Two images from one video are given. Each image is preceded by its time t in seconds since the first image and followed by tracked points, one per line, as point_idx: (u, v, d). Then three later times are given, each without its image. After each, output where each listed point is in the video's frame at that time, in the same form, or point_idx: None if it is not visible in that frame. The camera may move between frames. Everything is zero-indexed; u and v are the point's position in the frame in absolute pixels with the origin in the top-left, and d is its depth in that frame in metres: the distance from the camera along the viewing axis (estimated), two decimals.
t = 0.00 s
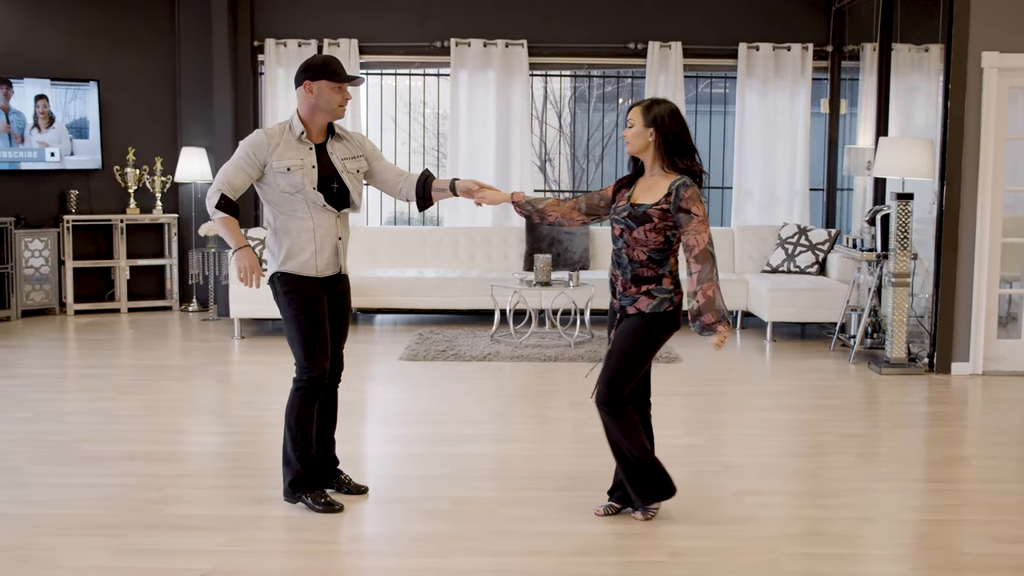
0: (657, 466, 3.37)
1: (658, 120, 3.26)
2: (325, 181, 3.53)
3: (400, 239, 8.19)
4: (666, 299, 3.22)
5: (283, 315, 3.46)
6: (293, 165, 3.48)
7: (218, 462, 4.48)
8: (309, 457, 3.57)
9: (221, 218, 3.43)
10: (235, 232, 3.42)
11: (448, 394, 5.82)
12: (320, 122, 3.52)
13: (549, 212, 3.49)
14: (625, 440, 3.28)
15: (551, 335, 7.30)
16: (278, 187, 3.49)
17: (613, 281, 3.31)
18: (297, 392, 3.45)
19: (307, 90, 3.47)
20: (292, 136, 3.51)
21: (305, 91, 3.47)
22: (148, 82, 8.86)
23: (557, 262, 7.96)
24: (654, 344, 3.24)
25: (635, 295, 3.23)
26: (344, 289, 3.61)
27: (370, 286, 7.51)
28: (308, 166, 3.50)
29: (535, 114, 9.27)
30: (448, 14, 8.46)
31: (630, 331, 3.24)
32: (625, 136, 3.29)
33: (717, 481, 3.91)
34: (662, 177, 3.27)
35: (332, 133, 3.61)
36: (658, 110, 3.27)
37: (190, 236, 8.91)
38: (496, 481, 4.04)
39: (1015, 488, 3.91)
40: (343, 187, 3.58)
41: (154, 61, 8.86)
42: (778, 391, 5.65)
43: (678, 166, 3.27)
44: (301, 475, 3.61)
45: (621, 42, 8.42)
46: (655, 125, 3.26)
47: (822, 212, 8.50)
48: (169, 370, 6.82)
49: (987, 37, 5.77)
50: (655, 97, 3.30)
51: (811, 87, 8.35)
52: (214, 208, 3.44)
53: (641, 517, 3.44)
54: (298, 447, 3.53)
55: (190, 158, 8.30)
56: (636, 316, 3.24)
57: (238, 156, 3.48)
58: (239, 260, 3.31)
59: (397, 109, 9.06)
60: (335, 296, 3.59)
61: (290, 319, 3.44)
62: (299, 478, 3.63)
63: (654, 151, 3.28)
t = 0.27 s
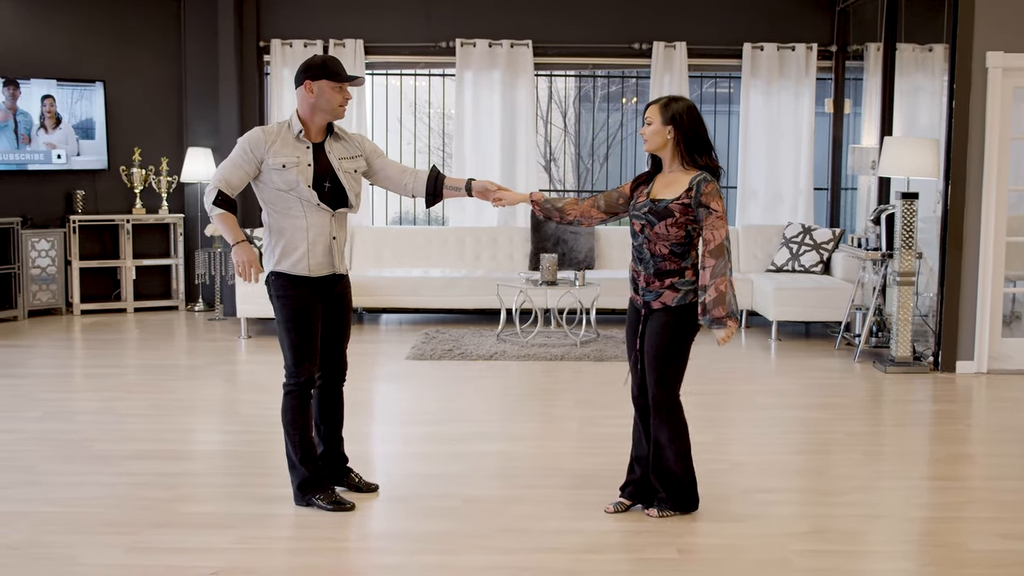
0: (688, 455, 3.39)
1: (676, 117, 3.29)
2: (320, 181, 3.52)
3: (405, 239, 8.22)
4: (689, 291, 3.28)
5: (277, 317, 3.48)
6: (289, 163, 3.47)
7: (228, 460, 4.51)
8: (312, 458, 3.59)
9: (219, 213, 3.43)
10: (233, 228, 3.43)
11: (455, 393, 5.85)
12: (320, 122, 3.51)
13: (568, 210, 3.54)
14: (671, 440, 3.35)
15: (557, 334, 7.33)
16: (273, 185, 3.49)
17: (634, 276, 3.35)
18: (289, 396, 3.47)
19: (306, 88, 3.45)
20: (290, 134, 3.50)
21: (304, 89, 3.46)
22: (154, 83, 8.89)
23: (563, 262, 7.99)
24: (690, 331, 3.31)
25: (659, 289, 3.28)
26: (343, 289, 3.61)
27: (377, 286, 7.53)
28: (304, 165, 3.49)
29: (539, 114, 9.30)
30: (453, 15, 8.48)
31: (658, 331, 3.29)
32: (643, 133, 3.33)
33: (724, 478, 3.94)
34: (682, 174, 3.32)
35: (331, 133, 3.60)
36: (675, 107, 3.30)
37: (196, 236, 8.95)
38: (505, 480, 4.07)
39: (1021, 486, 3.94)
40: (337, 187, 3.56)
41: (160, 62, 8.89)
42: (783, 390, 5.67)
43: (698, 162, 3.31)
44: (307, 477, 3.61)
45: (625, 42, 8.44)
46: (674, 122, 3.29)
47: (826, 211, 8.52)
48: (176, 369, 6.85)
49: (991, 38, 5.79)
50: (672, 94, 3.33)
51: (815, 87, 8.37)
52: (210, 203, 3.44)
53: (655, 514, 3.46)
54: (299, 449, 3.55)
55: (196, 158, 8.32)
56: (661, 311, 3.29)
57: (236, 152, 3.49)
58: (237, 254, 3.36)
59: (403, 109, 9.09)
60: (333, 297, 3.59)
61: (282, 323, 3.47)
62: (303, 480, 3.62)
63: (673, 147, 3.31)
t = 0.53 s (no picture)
0: (699, 452, 3.40)
1: (679, 118, 3.34)
2: (320, 183, 3.53)
3: (409, 239, 8.25)
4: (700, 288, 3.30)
5: (275, 321, 3.51)
6: (291, 165, 3.48)
7: (235, 460, 4.54)
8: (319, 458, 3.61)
9: (225, 212, 3.42)
10: (240, 226, 3.41)
11: (460, 393, 5.87)
12: (323, 124, 3.53)
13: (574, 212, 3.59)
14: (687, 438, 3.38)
15: (561, 334, 7.35)
16: (275, 186, 3.50)
17: (644, 277, 3.38)
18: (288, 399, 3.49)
19: (309, 90, 3.47)
20: (292, 136, 3.51)
21: (307, 91, 3.47)
22: (158, 84, 8.92)
23: (567, 262, 8.01)
24: (706, 329, 3.33)
25: (670, 289, 3.31)
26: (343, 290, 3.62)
27: (381, 286, 7.56)
28: (306, 166, 3.51)
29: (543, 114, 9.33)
30: (457, 16, 8.50)
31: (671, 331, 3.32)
32: (646, 134, 3.38)
33: (729, 477, 3.96)
34: (684, 173, 3.37)
35: (333, 135, 3.61)
36: (678, 108, 3.35)
37: (200, 236, 8.97)
38: (511, 478, 4.09)
39: None
40: (337, 190, 3.57)
41: (164, 63, 8.91)
42: (788, 389, 5.69)
43: (700, 162, 3.36)
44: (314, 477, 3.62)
45: (629, 42, 8.46)
46: (677, 123, 3.34)
47: (829, 211, 8.54)
48: (182, 369, 6.87)
49: (994, 37, 5.81)
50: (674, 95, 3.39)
51: (818, 87, 8.39)
52: (216, 202, 3.43)
53: (662, 512, 3.48)
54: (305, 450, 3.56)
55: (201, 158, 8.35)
56: (674, 310, 3.32)
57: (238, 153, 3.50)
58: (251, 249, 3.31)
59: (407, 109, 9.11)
60: (333, 299, 3.60)
61: (279, 326, 3.50)
62: (311, 481, 3.64)
63: (675, 148, 3.36)
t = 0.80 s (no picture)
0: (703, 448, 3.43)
1: (666, 123, 3.37)
2: (325, 183, 3.57)
3: (413, 238, 8.28)
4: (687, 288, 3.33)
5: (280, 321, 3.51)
6: (297, 166, 3.51)
7: (240, 458, 4.57)
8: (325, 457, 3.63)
9: (240, 215, 3.42)
10: (258, 227, 3.41)
11: (464, 391, 5.90)
12: (325, 126, 3.56)
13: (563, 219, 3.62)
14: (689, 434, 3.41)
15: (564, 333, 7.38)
16: (281, 188, 3.53)
17: (632, 279, 3.41)
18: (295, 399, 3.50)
19: (311, 91, 3.49)
20: (296, 138, 3.53)
21: (309, 94, 3.49)
22: (162, 85, 8.95)
23: (570, 262, 8.04)
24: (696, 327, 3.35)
25: (658, 288, 3.34)
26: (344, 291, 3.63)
27: (385, 286, 7.59)
28: (312, 167, 3.54)
29: (546, 115, 9.36)
30: (460, 16, 8.53)
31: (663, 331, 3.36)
32: (634, 139, 3.41)
33: (732, 475, 3.99)
34: (670, 178, 3.38)
35: (334, 137, 3.65)
36: (666, 113, 3.38)
37: (205, 236, 9.00)
38: (515, 476, 4.12)
39: None
40: (343, 190, 3.61)
41: (168, 63, 8.94)
42: (790, 387, 5.72)
43: (686, 167, 3.37)
44: (320, 476, 3.65)
45: (631, 42, 8.49)
46: (664, 128, 3.37)
47: (832, 210, 8.56)
48: (187, 368, 6.90)
49: (995, 37, 5.83)
50: (663, 102, 3.42)
51: (820, 86, 8.41)
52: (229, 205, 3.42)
53: (667, 509, 3.51)
54: (311, 450, 3.57)
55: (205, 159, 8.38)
56: (664, 309, 3.35)
57: (244, 156, 3.51)
58: (275, 247, 3.34)
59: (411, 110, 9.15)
60: (336, 299, 3.61)
61: (285, 326, 3.50)
62: (318, 480, 3.66)
63: (662, 153, 3.39)
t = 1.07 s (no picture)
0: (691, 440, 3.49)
1: (640, 124, 3.41)
2: (337, 181, 3.60)
3: (416, 238, 8.30)
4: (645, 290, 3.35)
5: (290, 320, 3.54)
6: (310, 166, 3.53)
7: (245, 457, 4.59)
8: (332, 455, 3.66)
9: (264, 218, 3.38)
10: (282, 230, 3.39)
11: (467, 390, 5.92)
12: (326, 125, 3.57)
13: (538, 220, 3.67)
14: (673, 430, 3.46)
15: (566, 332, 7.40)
16: (294, 188, 3.54)
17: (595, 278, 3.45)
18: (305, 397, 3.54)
19: (313, 90, 3.50)
20: (304, 138, 3.54)
21: (313, 93, 3.51)
22: (166, 84, 8.98)
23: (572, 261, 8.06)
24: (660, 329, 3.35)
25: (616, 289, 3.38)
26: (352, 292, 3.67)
27: (388, 285, 7.61)
28: (323, 167, 3.56)
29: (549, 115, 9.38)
30: (462, 16, 8.56)
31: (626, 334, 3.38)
32: (607, 138, 3.46)
33: (735, 473, 4.01)
34: (640, 178, 3.42)
35: (337, 136, 3.68)
36: (639, 114, 3.42)
37: (208, 236, 9.03)
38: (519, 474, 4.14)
39: None
40: (353, 187, 3.66)
41: (171, 63, 8.97)
42: (792, 386, 5.74)
43: (656, 167, 3.41)
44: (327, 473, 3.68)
45: (634, 43, 8.52)
46: (638, 129, 3.41)
47: (833, 210, 8.59)
48: (191, 368, 6.93)
49: (997, 37, 5.86)
50: (638, 102, 3.46)
51: (822, 86, 8.44)
52: (252, 208, 3.38)
53: (672, 506, 3.54)
54: (319, 447, 3.61)
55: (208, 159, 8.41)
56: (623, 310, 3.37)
57: (255, 158, 3.47)
58: (305, 246, 3.34)
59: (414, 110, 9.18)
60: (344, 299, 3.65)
61: (296, 324, 3.53)
62: (326, 478, 3.69)
63: (633, 153, 3.43)
